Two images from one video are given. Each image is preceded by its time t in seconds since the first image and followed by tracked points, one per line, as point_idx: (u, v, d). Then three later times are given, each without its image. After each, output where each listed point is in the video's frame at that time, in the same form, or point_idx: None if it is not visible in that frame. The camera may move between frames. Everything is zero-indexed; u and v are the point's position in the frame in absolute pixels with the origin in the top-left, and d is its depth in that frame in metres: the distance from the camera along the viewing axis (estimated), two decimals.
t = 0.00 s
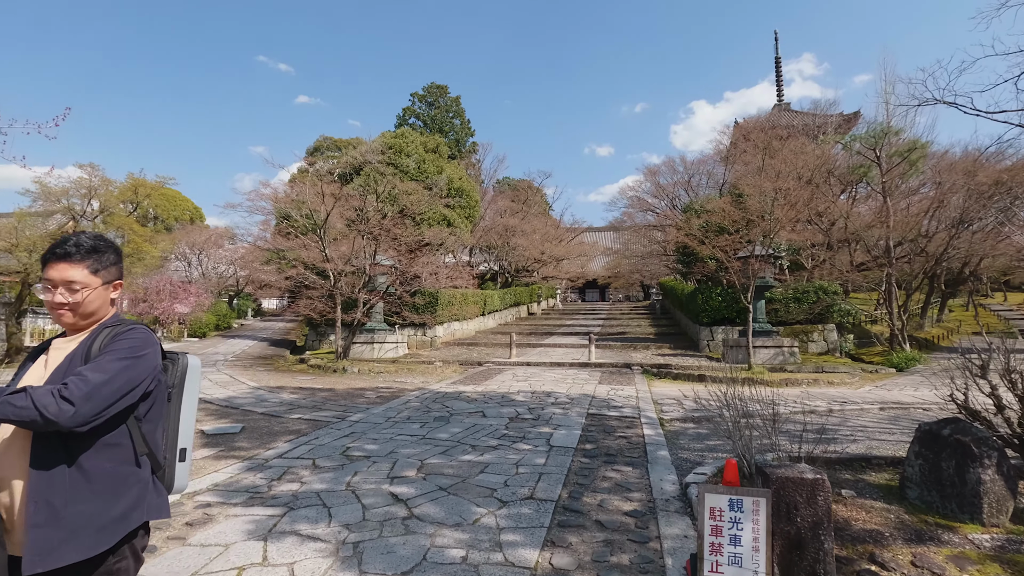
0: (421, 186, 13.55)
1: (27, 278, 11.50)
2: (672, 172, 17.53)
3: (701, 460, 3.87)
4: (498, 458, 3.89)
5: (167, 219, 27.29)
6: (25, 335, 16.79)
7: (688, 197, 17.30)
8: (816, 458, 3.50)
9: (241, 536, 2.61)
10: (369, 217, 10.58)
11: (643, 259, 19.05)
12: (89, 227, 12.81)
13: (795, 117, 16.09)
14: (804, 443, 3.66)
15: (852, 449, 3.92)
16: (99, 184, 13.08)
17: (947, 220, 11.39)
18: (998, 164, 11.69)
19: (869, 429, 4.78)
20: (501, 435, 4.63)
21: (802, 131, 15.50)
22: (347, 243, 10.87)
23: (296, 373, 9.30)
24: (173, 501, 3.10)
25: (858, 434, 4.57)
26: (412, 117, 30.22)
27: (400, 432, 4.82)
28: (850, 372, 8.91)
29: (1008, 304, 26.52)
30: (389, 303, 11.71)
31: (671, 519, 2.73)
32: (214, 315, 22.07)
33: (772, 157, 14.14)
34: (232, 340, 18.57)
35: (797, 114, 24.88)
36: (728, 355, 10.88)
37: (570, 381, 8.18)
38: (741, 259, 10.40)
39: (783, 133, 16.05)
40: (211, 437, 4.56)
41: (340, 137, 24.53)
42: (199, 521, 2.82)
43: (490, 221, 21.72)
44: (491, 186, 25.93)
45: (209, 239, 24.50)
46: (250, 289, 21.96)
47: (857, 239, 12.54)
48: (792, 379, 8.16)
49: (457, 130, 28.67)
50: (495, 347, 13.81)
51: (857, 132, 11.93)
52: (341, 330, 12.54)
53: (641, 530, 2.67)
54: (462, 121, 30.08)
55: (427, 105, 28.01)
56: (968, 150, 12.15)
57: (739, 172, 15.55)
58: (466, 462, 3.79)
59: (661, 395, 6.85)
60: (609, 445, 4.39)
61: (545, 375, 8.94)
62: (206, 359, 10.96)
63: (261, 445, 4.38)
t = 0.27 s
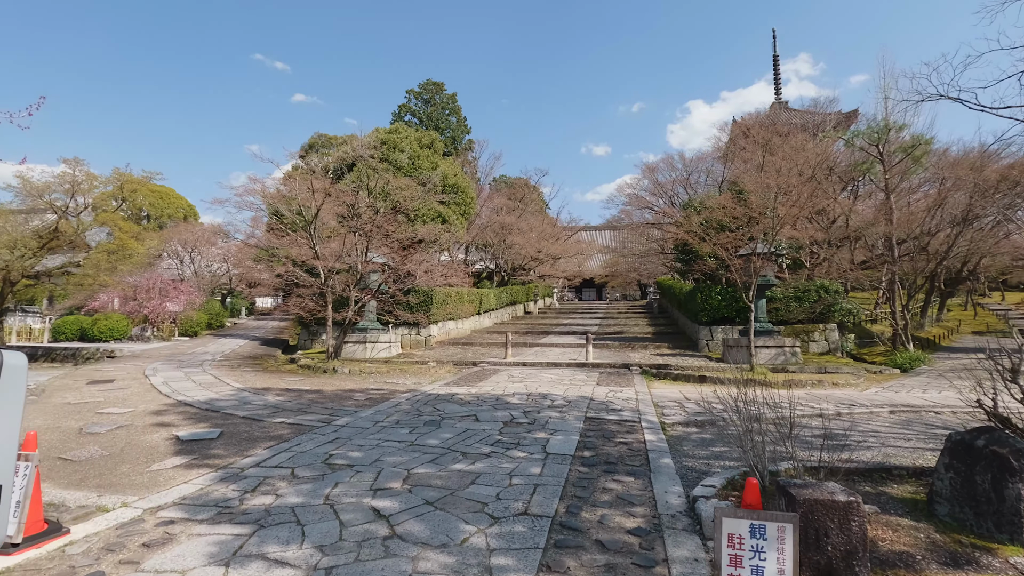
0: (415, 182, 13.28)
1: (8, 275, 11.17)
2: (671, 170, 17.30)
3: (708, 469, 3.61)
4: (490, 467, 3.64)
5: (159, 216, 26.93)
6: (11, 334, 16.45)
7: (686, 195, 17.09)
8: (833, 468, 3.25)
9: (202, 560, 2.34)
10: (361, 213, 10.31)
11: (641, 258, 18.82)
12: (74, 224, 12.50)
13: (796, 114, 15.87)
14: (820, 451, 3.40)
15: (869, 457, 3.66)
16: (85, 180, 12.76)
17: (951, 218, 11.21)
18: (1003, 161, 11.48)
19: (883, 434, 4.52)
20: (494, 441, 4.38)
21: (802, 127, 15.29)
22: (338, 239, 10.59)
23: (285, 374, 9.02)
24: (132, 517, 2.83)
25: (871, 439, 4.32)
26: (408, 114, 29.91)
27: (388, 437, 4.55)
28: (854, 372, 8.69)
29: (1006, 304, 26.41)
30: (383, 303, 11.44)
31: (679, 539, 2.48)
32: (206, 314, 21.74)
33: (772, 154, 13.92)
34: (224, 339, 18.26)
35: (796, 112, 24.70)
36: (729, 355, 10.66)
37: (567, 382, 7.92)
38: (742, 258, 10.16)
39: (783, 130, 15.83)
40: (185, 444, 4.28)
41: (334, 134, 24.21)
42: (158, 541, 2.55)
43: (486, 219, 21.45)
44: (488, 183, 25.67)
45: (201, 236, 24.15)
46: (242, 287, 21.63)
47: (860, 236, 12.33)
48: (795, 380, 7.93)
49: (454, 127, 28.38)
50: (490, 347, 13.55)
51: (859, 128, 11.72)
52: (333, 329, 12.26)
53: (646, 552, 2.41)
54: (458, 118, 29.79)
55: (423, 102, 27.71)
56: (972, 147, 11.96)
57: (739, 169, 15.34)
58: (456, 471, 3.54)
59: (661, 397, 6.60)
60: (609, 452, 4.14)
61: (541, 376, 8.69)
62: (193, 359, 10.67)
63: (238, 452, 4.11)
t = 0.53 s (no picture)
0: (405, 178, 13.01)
1: None
2: (665, 167, 17.10)
3: (707, 480, 3.38)
4: (474, 478, 3.39)
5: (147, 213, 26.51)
6: None
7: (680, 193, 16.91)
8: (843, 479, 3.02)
9: None
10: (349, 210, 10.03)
11: (635, 256, 18.64)
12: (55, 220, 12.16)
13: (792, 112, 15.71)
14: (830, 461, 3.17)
15: (879, 467, 3.43)
16: (65, 175, 12.42)
17: (948, 216, 11.07)
18: (1000, 159, 11.35)
19: (890, 439, 4.30)
20: (481, 448, 4.13)
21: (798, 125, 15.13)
22: (325, 236, 10.31)
23: (268, 375, 8.73)
24: (75, 538, 2.56)
25: (877, 445, 4.10)
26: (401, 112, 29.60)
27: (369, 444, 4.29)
28: (853, 373, 8.51)
29: (998, 304, 26.44)
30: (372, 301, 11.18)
31: (679, 564, 2.24)
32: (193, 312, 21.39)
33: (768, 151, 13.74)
34: (211, 338, 17.92)
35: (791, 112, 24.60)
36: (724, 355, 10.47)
37: (559, 383, 7.68)
38: (743, 255, 10.19)
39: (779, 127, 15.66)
40: (150, 452, 4.00)
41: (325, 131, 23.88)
42: (99, 567, 2.28)
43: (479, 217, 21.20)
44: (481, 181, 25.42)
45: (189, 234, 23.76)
46: (231, 286, 21.27)
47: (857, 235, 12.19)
48: (793, 381, 7.74)
49: (447, 125, 28.11)
50: (482, 347, 13.29)
51: (856, 125, 11.57)
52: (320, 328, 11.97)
53: None
54: (451, 116, 29.51)
55: (416, 100, 27.40)
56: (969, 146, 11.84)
57: (734, 167, 15.17)
58: (438, 483, 3.28)
59: (657, 400, 6.37)
60: (602, 460, 3.89)
61: (533, 377, 8.45)
62: (175, 360, 10.34)
63: (206, 461, 3.84)
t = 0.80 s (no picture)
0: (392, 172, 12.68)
1: None
2: (658, 163, 16.87)
3: (706, 489, 3.13)
4: (454, 488, 3.11)
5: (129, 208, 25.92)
6: None
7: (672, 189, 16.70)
8: (854, 490, 2.78)
9: None
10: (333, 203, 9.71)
11: (627, 254, 18.43)
12: (27, 213, 11.73)
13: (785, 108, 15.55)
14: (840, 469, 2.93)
15: (889, 475, 3.21)
16: (37, 166, 11.96)
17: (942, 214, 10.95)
18: (994, 156, 11.25)
19: (896, 443, 4.08)
20: (462, 454, 3.85)
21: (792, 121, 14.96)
22: (308, 231, 9.98)
23: (247, 374, 8.40)
24: None
25: (882, 450, 3.88)
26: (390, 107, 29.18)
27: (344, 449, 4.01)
28: (848, 372, 8.33)
29: (987, 304, 26.54)
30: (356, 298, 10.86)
31: None
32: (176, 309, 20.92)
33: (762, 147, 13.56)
34: (192, 336, 17.47)
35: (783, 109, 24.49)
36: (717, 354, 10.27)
37: (549, 383, 7.42)
38: (736, 251, 10.08)
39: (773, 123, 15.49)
40: (104, 459, 3.69)
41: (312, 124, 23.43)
42: None
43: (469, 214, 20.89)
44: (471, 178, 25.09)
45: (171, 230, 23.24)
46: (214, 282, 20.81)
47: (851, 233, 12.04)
48: (789, 381, 7.54)
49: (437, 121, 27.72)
50: (471, 345, 13.01)
51: (851, 120, 11.40)
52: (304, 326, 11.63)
53: None
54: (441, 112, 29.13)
55: (406, 95, 27.00)
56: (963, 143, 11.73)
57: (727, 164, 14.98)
58: (413, 494, 3.01)
59: (650, 400, 6.12)
60: (592, 466, 3.63)
61: (522, 376, 8.18)
62: (151, 358, 9.96)
63: (164, 469, 3.54)
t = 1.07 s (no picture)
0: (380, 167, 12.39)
1: None
2: (651, 160, 16.66)
3: (706, 505, 2.90)
4: (435, 505, 2.86)
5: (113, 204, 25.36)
6: None
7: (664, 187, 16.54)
8: (869, 509, 2.56)
9: None
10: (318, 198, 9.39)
11: (619, 251, 18.25)
12: None
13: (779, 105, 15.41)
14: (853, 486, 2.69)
15: (902, 489, 2.99)
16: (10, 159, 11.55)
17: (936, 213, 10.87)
18: (988, 155, 11.20)
19: (902, 451, 3.88)
20: (446, 465, 3.60)
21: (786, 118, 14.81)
22: (291, 227, 9.67)
23: (225, 375, 8.08)
24: None
25: (890, 459, 3.68)
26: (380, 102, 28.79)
27: (318, 459, 3.75)
28: (845, 373, 8.17)
29: (974, 303, 26.76)
30: (343, 296, 10.59)
31: None
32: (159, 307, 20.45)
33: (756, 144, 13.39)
34: (175, 335, 17.08)
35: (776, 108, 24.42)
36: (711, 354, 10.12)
37: (539, 385, 7.18)
38: (732, 249, 9.88)
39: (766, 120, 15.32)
40: (56, 472, 3.41)
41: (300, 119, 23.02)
42: None
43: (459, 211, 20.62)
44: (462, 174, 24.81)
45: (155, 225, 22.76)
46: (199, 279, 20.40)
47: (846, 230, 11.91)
48: (784, 382, 7.37)
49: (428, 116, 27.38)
50: (460, 344, 12.75)
51: (847, 117, 11.23)
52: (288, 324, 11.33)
53: None
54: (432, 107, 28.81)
55: (396, 90, 26.61)
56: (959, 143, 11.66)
57: (720, 161, 14.85)
58: (389, 513, 2.76)
59: (643, 403, 5.91)
60: (584, 479, 3.39)
61: (511, 377, 7.94)
62: (127, 358, 9.61)
63: (120, 483, 3.26)
